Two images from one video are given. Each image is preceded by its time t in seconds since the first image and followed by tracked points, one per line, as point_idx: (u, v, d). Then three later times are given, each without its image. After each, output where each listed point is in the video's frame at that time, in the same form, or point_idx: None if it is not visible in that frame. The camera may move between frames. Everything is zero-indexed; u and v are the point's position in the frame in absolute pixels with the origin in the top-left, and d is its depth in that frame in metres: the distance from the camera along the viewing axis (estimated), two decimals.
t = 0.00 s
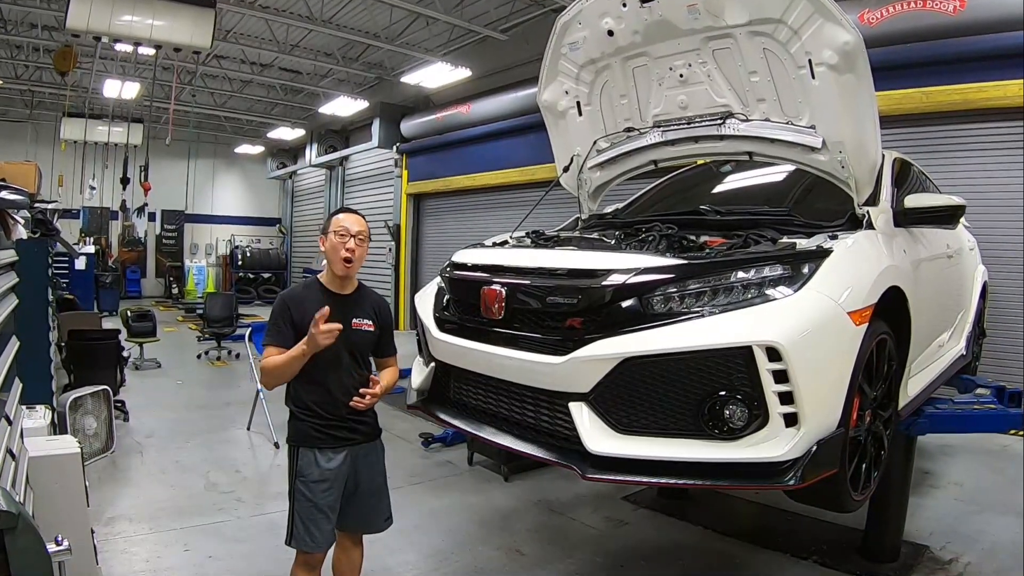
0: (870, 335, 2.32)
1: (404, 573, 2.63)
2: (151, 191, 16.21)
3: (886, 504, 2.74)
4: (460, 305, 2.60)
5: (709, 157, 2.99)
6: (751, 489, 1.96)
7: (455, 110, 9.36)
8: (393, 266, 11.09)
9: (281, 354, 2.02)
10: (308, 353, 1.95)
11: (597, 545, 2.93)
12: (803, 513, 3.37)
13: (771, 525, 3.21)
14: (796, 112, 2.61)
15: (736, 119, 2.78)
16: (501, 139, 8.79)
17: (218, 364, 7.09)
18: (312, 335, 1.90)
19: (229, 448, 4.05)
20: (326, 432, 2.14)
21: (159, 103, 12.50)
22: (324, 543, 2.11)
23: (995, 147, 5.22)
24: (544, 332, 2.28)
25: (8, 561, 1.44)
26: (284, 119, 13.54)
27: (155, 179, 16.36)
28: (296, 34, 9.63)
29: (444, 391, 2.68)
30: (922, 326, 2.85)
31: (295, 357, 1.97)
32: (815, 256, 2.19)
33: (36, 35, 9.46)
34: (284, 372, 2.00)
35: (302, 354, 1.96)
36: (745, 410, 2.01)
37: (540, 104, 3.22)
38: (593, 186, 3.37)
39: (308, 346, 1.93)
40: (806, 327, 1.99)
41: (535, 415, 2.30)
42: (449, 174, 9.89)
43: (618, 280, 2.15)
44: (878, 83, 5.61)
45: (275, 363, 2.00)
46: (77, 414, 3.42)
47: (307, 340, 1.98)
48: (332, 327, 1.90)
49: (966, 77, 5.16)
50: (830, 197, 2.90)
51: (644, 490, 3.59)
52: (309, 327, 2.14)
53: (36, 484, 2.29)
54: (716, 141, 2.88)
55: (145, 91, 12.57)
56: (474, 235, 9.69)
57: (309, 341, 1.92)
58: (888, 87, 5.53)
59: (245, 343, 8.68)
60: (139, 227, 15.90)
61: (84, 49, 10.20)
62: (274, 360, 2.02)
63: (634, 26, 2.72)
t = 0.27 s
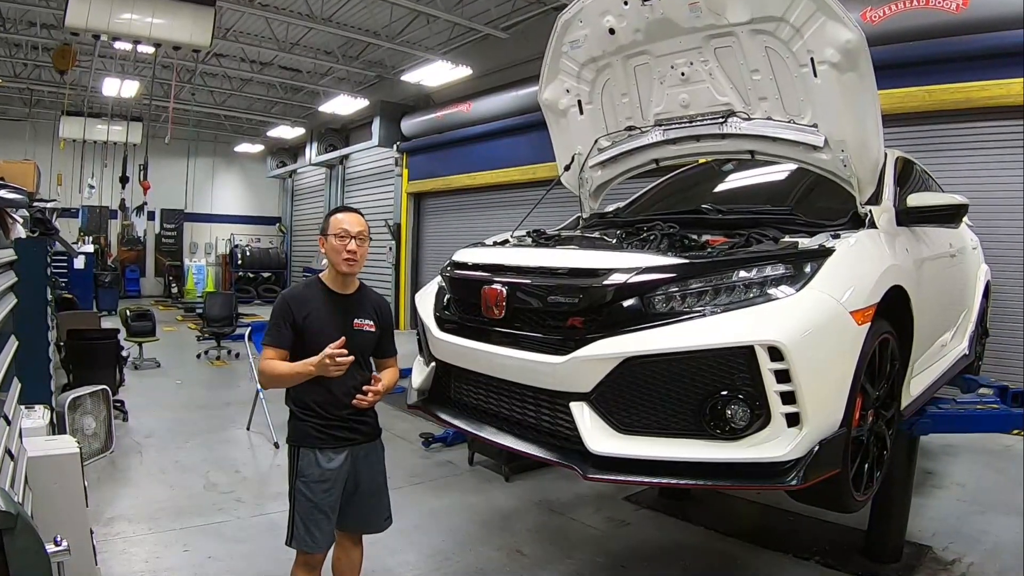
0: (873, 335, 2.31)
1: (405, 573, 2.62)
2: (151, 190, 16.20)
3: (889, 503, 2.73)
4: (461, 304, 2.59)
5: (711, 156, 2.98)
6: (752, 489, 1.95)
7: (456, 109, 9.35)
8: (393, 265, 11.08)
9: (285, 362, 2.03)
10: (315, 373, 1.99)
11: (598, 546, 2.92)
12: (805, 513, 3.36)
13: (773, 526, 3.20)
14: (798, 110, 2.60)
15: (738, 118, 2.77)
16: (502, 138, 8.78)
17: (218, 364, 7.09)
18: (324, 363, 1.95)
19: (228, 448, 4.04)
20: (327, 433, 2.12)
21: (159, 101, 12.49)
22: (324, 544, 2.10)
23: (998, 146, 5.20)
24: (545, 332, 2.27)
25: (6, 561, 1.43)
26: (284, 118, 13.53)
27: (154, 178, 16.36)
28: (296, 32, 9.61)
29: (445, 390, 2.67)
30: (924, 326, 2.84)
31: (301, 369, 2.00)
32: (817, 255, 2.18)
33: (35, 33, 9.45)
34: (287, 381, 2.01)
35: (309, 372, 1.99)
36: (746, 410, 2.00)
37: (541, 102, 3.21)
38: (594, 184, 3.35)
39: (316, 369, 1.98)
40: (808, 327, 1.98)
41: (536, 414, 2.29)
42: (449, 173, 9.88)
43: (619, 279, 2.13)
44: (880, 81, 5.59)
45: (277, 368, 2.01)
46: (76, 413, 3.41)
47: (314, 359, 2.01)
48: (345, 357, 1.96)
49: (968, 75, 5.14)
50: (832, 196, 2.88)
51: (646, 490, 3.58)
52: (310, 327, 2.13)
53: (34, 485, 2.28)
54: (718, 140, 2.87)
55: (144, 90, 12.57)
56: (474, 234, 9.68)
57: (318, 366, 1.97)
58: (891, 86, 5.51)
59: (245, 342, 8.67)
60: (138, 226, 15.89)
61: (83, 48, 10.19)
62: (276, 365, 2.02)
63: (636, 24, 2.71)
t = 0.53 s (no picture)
0: (876, 335, 2.29)
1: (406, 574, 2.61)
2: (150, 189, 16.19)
3: (892, 503, 2.72)
4: (461, 303, 2.58)
5: (713, 155, 2.97)
6: (754, 489, 1.94)
7: (456, 108, 9.34)
8: (394, 264, 11.06)
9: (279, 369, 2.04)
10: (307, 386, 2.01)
11: (600, 547, 2.91)
12: (807, 514, 3.34)
13: (775, 526, 3.19)
14: (801, 109, 2.58)
15: (740, 117, 2.75)
16: (502, 137, 8.77)
17: (218, 363, 7.08)
18: (318, 382, 1.98)
19: (228, 448, 4.03)
20: (327, 434, 2.12)
21: (158, 100, 12.48)
22: (324, 545, 2.09)
23: (1001, 145, 5.18)
24: (546, 331, 2.26)
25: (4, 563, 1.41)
26: (284, 116, 13.52)
27: (153, 177, 16.34)
28: (296, 31, 9.60)
29: (445, 390, 2.66)
30: (927, 325, 2.82)
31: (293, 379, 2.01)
32: (820, 254, 2.17)
33: (33, 31, 9.43)
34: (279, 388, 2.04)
35: (302, 384, 2.01)
36: (748, 410, 1.99)
37: (542, 101, 3.20)
38: (595, 183, 3.34)
39: (309, 384, 2.00)
40: (810, 327, 1.97)
41: (537, 414, 2.28)
42: (450, 172, 9.86)
43: (620, 279, 2.12)
44: (882, 79, 5.57)
45: (271, 374, 2.03)
46: (75, 413, 3.40)
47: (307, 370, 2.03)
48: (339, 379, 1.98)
49: (971, 73, 5.12)
50: (834, 195, 2.87)
51: (648, 491, 3.57)
52: (308, 329, 2.12)
53: (33, 485, 2.27)
54: (719, 138, 2.86)
55: (143, 88, 12.56)
56: (475, 233, 9.67)
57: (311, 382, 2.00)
58: (893, 84, 5.49)
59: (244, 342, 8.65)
60: (137, 226, 15.87)
61: (82, 46, 10.18)
62: (271, 370, 2.04)
63: (637, 23, 2.70)
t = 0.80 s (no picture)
0: (878, 334, 2.28)
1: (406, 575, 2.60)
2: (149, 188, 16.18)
3: (894, 503, 2.70)
4: (462, 302, 2.57)
5: (714, 154, 2.95)
6: (756, 489, 1.93)
7: (457, 106, 9.33)
8: (394, 264, 11.05)
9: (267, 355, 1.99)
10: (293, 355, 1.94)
11: (601, 547, 2.90)
12: (809, 514, 3.33)
13: (777, 527, 3.18)
14: (803, 108, 2.57)
15: (741, 115, 2.74)
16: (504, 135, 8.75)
17: (217, 363, 7.07)
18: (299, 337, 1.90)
19: (227, 448, 4.02)
20: (326, 437, 2.10)
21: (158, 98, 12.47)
22: (324, 550, 2.08)
23: (1003, 144, 5.17)
24: (547, 330, 2.24)
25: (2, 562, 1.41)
26: (283, 115, 13.51)
27: (152, 176, 16.34)
28: (296, 29, 9.59)
29: (446, 390, 2.65)
30: (930, 324, 2.81)
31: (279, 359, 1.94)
32: (822, 253, 2.16)
33: (31, 29, 9.41)
34: (271, 374, 1.97)
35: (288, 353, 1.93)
36: (750, 410, 1.98)
37: (543, 99, 3.19)
38: (596, 182, 3.33)
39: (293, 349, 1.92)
40: (812, 326, 1.96)
41: (538, 414, 2.27)
42: (451, 170, 9.85)
43: (621, 278, 2.11)
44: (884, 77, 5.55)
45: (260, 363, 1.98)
46: (74, 413, 3.40)
47: (292, 340, 1.96)
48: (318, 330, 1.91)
49: (974, 71, 5.10)
50: (837, 194, 2.86)
51: (649, 491, 3.56)
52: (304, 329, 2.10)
53: (32, 485, 2.27)
54: (721, 137, 2.85)
55: (143, 87, 12.55)
56: (476, 232, 9.66)
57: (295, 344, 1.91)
58: (895, 82, 5.47)
59: (243, 341, 8.63)
60: (136, 225, 15.85)
61: (81, 44, 10.17)
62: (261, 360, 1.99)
63: (638, 21, 2.69)
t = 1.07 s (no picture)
0: (880, 334, 2.27)
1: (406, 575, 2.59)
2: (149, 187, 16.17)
3: (897, 503, 2.69)
4: (462, 302, 2.56)
5: (715, 153, 2.94)
6: (758, 490, 1.92)
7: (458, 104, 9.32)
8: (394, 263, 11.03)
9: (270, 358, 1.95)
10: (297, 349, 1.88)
11: (602, 548, 2.89)
12: (811, 514, 3.32)
13: (779, 527, 3.17)
14: (805, 106, 2.56)
15: (743, 114, 2.73)
16: (504, 134, 8.73)
17: (217, 362, 7.07)
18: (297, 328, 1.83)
19: (227, 448, 4.01)
20: (321, 442, 2.09)
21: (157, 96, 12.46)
22: (318, 556, 2.07)
23: (1006, 143, 5.15)
24: (548, 330, 2.23)
25: None
26: (283, 113, 13.49)
27: (151, 174, 16.33)
28: (296, 27, 9.57)
29: (446, 390, 2.63)
30: (932, 324, 2.80)
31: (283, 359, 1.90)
32: (824, 253, 2.14)
33: (30, 27, 9.39)
34: (274, 377, 1.93)
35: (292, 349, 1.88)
36: (751, 410, 1.97)
37: (544, 98, 3.18)
38: (597, 181, 3.31)
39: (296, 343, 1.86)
40: (815, 325, 1.95)
41: (539, 414, 2.25)
42: (451, 169, 9.83)
43: (623, 277, 2.10)
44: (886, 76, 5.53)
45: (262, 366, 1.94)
46: (73, 413, 3.39)
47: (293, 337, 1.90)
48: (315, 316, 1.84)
49: (977, 70, 5.08)
50: (839, 193, 2.85)
51: (650, 491, 3.55)
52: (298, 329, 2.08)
53: (31, 485, 2.26)
54: (723, 136, 2.83)
55: (142, 85, 12.53)
56: (476, 231, 9.65)
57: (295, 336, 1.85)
58: (898, 81, 5.45)
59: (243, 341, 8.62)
60: (136, 223, 15.84)
61: (80, 43, 10.15)
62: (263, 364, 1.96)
63: (640, 19, 2.67)
